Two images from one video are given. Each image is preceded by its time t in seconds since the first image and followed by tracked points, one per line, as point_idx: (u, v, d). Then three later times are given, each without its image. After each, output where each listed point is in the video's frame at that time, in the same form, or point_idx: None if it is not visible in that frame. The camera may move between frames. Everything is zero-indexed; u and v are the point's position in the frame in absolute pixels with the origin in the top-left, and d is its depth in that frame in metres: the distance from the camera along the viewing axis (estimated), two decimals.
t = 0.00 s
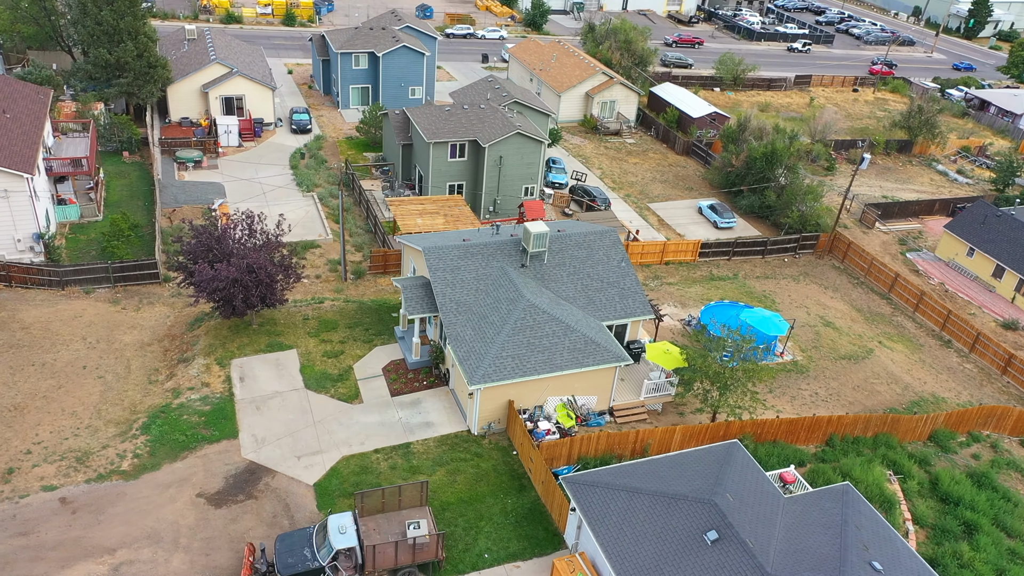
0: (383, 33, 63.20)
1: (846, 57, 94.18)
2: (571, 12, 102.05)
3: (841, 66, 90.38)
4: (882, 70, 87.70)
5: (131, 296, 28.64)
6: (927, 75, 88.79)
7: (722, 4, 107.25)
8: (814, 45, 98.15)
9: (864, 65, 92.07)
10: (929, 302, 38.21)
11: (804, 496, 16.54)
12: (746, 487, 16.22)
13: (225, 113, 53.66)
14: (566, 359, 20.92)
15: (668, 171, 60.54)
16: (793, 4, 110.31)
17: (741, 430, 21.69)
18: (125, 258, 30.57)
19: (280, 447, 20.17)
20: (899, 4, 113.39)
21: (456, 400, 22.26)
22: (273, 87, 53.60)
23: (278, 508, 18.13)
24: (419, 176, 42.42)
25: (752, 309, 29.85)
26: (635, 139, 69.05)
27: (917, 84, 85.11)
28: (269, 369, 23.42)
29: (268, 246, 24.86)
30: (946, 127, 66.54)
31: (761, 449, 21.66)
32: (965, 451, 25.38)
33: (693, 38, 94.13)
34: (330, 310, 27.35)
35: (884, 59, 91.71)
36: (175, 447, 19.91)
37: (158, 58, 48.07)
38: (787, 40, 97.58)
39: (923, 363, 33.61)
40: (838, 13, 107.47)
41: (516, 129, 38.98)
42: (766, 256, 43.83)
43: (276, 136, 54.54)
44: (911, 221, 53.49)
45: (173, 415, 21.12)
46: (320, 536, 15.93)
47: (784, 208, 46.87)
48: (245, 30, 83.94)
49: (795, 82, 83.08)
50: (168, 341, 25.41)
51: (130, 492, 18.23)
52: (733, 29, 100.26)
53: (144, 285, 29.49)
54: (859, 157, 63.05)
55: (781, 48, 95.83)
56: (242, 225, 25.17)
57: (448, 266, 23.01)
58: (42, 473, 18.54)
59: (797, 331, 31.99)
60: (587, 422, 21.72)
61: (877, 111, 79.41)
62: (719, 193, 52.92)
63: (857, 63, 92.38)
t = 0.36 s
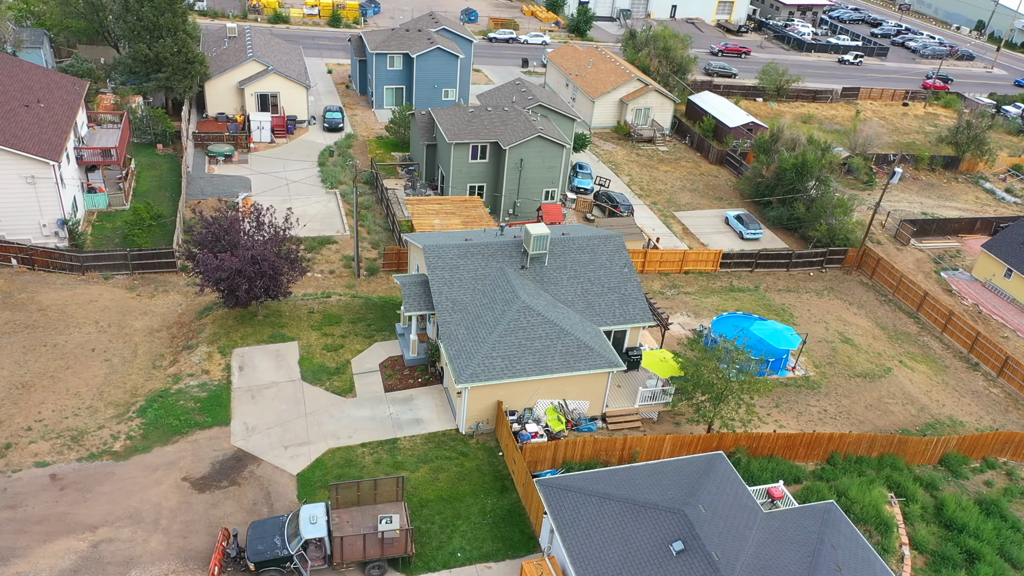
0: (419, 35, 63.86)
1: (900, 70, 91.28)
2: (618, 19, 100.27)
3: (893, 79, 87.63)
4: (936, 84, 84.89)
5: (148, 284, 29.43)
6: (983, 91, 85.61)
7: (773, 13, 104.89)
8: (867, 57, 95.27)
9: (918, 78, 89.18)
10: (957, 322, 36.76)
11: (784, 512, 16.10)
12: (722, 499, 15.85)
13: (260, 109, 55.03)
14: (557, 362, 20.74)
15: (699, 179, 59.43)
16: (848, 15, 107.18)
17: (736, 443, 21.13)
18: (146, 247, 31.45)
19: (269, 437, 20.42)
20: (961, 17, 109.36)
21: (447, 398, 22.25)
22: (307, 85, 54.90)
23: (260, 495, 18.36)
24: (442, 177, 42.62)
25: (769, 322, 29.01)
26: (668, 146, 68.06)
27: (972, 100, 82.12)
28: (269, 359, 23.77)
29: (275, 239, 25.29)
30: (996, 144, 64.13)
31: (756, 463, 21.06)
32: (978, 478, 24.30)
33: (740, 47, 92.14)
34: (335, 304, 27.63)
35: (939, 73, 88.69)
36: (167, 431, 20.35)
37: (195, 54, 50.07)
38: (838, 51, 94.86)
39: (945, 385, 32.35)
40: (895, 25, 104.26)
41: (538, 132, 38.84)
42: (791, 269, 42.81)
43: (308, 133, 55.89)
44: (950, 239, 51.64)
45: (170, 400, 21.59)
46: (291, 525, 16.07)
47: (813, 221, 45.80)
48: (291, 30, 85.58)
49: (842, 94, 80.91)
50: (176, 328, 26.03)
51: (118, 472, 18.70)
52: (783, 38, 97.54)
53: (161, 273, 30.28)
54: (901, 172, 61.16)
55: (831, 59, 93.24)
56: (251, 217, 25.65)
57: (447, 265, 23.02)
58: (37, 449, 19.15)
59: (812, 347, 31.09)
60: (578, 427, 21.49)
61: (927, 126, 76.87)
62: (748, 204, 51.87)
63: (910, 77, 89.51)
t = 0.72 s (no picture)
0: (453, 37, 64.30)
1: (953, 84, 88.08)
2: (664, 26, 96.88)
3: (945, 93, 84.61)
4: (990, 99, 81.71)
5: (164, 272, 30.21)
6: None
7: (823, 24, 102.14)
8: (919, 70, 91.94)
9: (972, 93, 85.92)
10: (984, 344, 35.22)
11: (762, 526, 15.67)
12: (697, 509, 15.51)
13: (293, 106, 56.19)
14: (548, 365, 20.52)
15: (728, 189, 57.95)
16: (903, 27, 103.39)
17: (729, 454, 20.50)
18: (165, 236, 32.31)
19: (260, 426, 20.71)
20: None
21: (440, 396, 22.25)
22: (339, 84, 55.73)
23: (244, 482, 18.63)
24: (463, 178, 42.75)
25: (781, 334, 28.24)
26: (700, 155, 66.90)
27: None
28: (269, 350, 24.15)
29: (281, 232, 25.71)
30: None
31: (748, 477, 20.43)
32: (988, 504, 23.24)
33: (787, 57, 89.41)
34: (341, 299, 27.93)
35: (995, 88, 85.26)
36: (163, 415, 20.81)
37: (231, 51, 51.62)
38: (888, 63, 91.83)
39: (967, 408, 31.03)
40: (952, 39, 100.61)
41: (558, 135, 38.66)
42: (814, 283, 41.28)
43: (338, 131, 56.84)
44: (989, 259, 49.65)
45: (168, 386, 22.09)
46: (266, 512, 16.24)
47: (841, 234, 44.41)
48: (334, 31, 86.80)
49: (888, 107, 78.52)
50: (184, 316, 26.63)
51: (110, 452, 19.19)
52: (832, 49, 94.59)
53: (178, 262, 31.04)
54: (942, 188, 59.04)
55: (881, 71, 90.47)
56: (260, 211, 26.11)
57: (447, 263, 23.04)
58: (36, 427, 19.79)
59: (826, 362, 30.16)
60: (568, 431, 21.28)
61: (977, 143, 74.05)
62: (776, 215, 50.69)
63: (964, 91, 86.32)
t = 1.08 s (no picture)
0: (488, 40, 64.69)
1: (1012, 99, 84.05)
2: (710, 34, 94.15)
3: (1002, 108, 80.78)
4: None
5: (181, 262, 31.01)
6: None
7: (878, 35, 98.56)
8: (975, 84, 87.99)
9: None
10: (1012, 367, 33.53)
11: (736, 539, 15.29)
12: (667, 518, 15.21)
13: (326, 105, 57.17)
14: (536, 366, 20.36)
15: (757, 203, 55.09)
16: (963, 40, 98.89)
17: (719, 466, 20.02)
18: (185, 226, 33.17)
19: (252, 414, 21.02)
20: None
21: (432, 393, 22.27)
22: (371, 83, 56.46)
23: (228, 469, 18.92)
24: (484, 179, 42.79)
25: (793, 348, 27.54)
26: (733, 165, 64.77)
27: None
28: (270, 341, 24.55)
29: (289, 226, 26.17)
30: None
31: (738, 490, 19.92)
32: (997, 533, 22.09)
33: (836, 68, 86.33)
34: (347, 294, 28.23)
35: None
36: (159, 399, 21.30)
37: (266, 49, 52.85)
38: (943, 77, 87.90)
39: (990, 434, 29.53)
40: (1015, 53, 96.03)
41: (578, 139, 38.44)
42: (839, 298, 39.87)
43: (369, 130, 57.61)
44: None
45: (168, 371, 22.62)
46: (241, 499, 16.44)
47: (871, 249, 42.65)
48: (378, 32, 87.72)
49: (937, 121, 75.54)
50: (193, 305, 27.25)
51: (103, 433, 19.73)
52: (884, 62, 91.05)
53: (196, 252, 31.84)
54: (987, 206, 56.54)
55: (935, 86, 86.38)
56: (268, 204, 26.51)
57: (446, 262, 23.08)
58: (37, 405, 20.48)
59: (839, 378, 29.14)
60: (557, 434, 21.08)
61: None
62: (805, 227, 49.20)
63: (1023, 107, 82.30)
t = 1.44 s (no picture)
0: (521, 43, 64.75)
1: None
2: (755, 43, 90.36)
3: None
4: None
5: (198, 253, 31.74)
6: None
7: (933, 47, 94.29)
8: None
9: None
10: None
11: (709, 552, 14.91)
12: (638, 526, 14.93)
13: (358, 104, 57.91)
14: (526, 368, 20.17)
15: (790, 211, 54.06)
16: None
17: (708, 477, 19.61)
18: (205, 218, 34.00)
19: (246, 403, 21.34)
20: None
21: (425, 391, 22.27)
22: (402, 84, 57.05)
23: (216, 455, 19.22)
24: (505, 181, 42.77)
25: (802, 362, 26.96)
26: (766, 175, 62.88)
27: None
28: (273, 333, 24.96)
29: (297, 220, 26.59)
30: None
31: (726, 502, 19.48)
32: (1003, 563, 21.02)
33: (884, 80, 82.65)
34: (355, 291, 28.53)
35: None
36: (158, 385, 21.80)
37: (299, 47, 53.99)
38: (999, 91, 83.54)
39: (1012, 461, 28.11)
40: None
41: (598, 144, 38.02)
42: (862, 313, 38.45)
43: (399, 131, 58.23)
44: None
45: (170, 359, 23.14)
46: (220, 484, 16.67)
47: (899, 264, 41.17)
48: (419, 35, 88.23)
49: (986, 136, 72.32)
50: (204, 295, 27.86)
51: (100, 414, 20.28)
52: (937, 75, 86.98)
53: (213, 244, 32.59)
54: None
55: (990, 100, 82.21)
56: (278, 198, 26.96)
57: (446, 260, 23.09)
58: (42, 384, 21.15)
59: (851, 395, 28.15)
60: (546, 438, 20.89)
61: None
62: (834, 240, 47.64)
63: None
